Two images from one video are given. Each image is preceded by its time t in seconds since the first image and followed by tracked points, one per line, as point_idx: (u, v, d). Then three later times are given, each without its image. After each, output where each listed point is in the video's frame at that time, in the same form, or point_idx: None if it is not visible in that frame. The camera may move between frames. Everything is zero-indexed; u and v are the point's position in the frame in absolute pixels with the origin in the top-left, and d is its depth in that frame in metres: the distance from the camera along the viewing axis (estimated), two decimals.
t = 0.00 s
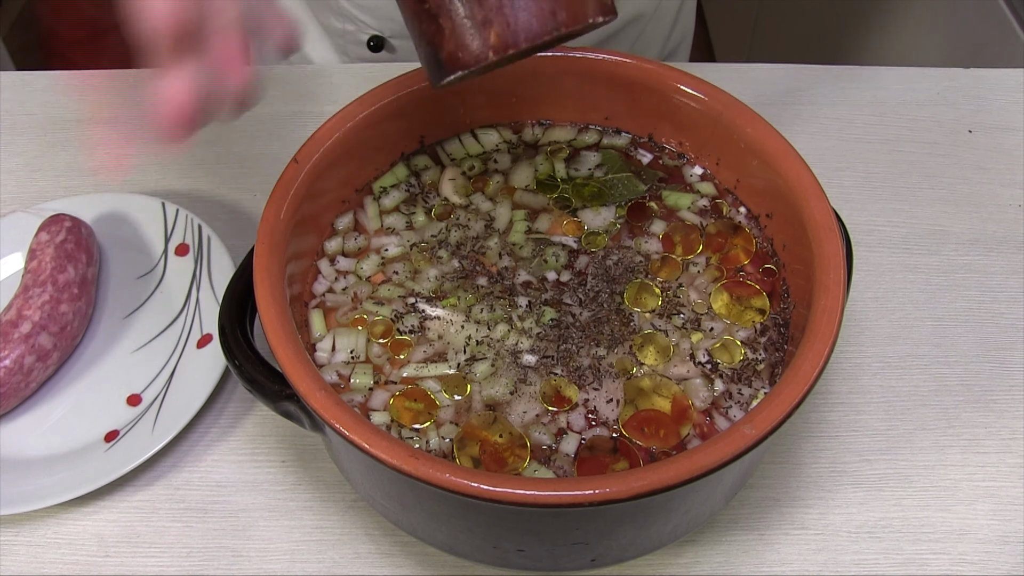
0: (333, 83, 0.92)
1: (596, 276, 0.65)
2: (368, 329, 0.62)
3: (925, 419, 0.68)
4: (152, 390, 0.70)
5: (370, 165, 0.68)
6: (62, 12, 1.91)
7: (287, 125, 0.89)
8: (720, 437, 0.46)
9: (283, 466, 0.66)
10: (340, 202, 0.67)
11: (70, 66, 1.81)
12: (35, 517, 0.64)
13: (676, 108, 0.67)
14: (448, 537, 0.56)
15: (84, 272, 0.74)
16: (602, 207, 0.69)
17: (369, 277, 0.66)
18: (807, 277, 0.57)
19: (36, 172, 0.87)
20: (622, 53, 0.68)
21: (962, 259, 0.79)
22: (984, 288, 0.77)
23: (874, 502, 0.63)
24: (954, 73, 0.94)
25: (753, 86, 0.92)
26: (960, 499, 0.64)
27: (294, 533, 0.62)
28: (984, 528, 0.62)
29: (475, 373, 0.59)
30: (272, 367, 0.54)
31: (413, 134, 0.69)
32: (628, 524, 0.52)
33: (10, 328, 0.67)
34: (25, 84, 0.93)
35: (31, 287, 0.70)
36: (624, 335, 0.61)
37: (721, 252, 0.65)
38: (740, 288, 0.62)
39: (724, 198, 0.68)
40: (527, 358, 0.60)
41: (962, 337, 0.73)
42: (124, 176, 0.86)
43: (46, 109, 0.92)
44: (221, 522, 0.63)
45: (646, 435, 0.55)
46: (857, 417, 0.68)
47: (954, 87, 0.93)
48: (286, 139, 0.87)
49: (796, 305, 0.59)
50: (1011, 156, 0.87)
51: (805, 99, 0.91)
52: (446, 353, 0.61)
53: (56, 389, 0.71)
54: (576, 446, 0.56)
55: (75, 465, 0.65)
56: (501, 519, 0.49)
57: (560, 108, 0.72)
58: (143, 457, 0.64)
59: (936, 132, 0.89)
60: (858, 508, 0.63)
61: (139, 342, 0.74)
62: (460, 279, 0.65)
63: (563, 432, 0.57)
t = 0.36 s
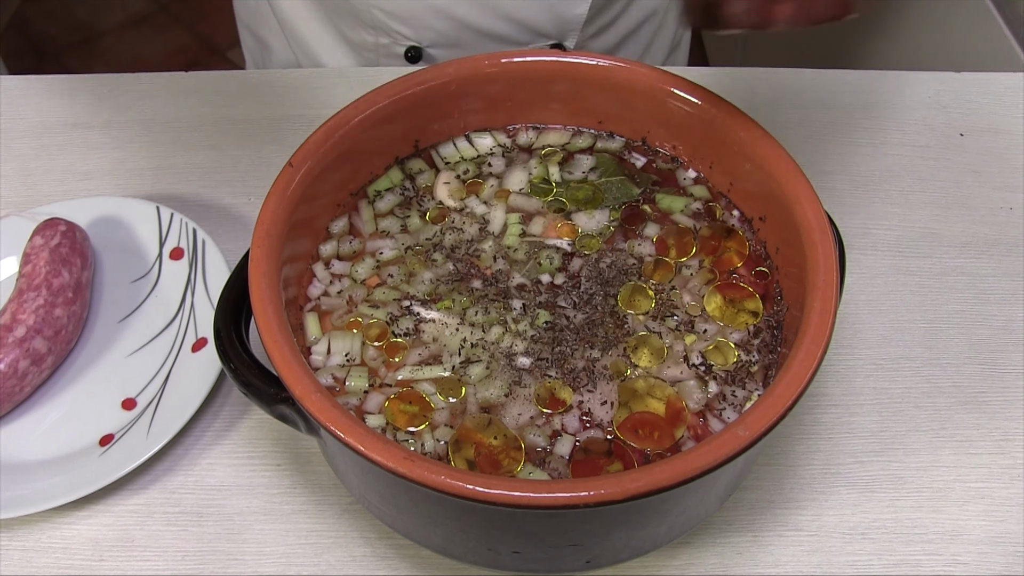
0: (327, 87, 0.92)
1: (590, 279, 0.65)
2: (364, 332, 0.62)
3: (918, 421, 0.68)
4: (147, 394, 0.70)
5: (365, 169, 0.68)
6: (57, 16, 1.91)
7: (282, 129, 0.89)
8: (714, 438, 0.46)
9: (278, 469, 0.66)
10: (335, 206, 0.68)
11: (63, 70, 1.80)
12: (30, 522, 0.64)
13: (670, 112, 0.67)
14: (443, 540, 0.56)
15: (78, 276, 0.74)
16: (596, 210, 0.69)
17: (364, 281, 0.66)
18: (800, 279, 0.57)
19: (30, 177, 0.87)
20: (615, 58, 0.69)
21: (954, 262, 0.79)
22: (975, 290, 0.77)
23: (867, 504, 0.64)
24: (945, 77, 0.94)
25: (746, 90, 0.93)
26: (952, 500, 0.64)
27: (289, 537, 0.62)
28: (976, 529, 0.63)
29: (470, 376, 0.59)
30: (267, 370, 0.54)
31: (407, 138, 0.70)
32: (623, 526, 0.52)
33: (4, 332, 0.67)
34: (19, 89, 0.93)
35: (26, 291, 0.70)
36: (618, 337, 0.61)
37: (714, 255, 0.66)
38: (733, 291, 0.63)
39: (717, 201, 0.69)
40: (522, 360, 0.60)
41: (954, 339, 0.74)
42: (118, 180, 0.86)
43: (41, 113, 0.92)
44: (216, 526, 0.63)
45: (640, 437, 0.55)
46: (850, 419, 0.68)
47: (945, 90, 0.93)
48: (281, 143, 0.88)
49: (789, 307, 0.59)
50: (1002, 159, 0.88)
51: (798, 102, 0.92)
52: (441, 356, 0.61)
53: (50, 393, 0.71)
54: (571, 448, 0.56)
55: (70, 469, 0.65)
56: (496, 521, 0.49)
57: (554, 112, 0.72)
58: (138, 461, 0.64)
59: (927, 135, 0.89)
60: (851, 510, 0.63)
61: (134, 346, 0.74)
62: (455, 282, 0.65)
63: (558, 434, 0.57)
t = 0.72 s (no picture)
0: (322, 90, 0.92)
1: (583, 280, 0.65)
2: (358, 333, 0.62)
3: (912, 421, 0.69)
4: (142, 396, 0.70)
5: (358, 171, 0.69)
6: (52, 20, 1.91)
7: (276, 131, 0.89)
8: (707, 438, 0.46)
9: (273, 471, 0.66)
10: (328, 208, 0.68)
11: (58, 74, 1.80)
12: (24, 524, 0.64)
13: (662, 113, 0.68)
14: (438, 540, 0.56)
15: (73, 279, 0.74)
16: (590, 211, 0.70)
17: (357, 282, 0.66)
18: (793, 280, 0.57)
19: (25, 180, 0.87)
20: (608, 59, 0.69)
21: (948, 263, 0.80)
22: (969, 291, 0.78)
23: (861, 504, 0.64)
24: (938, 79, 0.95)
25: (740, 91, 0.93)
26: (947, 500, 0.64)
27: (284, 538, 0.62)
28: (970, 528, 0.63)
29: (464, 377, 0.60)
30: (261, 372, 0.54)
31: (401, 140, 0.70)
32: (617, 526, 0.52)
33: None
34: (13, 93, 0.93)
35: (20, 293, 0.70)
36: (612, 338, 0.61)
37: (708, 256, 0.66)
38: (727, 291, 0.63)
39: (710, 202, 0.69)
40: (516, 361, 0.60)
41: (948, 340, 0.74)
42: (113, 183, 0.86)
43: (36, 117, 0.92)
44: (211, 528, 0.63)
45: (634, 438, 0.55)
46: (844, 419, 0.69)
47: (939, 92, 0.94)
48: (276, 146, 0.88)
49: (783, 307, 0.59)
50: (995, 159, 0.88)
51: (792, 104, 0.92)
52: (435, 357, 0.61)
53: (46, 395, 0.71)
54: (565, 449, 0.56)
55: (65, 472, 0.65)
56: (490, 522, 0.50)
57: (547, 114, 0.72)
58: (133, 463, 0.64)
59: (921, 137, 0.90)
60: (845, 510, 0.64)
61: (129, 348, 0.74)
62: (449, 283, 0.66)
63: (552, 434, 0.57)
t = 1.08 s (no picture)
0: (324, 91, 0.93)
1: (585, 282, 0.65)
2: (359, 334, 0.62)
3: (912, 424, 0.69)
4: (144, 396, 0.70)
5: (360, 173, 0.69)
6: (53, 22, 1.91)
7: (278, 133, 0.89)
8: (708, 440, 0.46)
9: (274, 472, 0.66)
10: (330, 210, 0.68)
11: (59, 75, 1.81)
12: (26, 524, 0.64)
13: (664, 117, 0.68)
14: (439, 542, 0.56)
15: (76, 279, 0.74)
16: (591, 214, 0.70)
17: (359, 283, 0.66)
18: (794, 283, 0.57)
19: (28, 181, 0.87)
20: (610, 62, 0.69)
21: (948, 266, 0.80)
22: (969, 294, 0.78)
23: (860, 507, 0.64)
24: (939, 83, 0.95)
25: (741, 94, 0.93)
26: (946, 503, 0.65)
27: (285, 539, 0.63)
28: (970, 531, 0.63)
29: (465, 379, 0.60)
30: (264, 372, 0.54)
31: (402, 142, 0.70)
32: (618, 528, 0.52)
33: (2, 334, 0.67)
34: (16, 93, 0.94)
35: (24, 293, 0.70)
36: (613, 340, 0.62)
37: (708, 258, 0.66)
38: (727, 294, 0.63)
39: (711, 205, 0.69)
40: (517, 363, 0.61)
41: (947, 342, 0.74)
42: (115, 184, 0.86)
43: (38, 118, 0.92)
44: (212, 528, 0.63)
45: (635, 439, 0.55)
46: (844, 422, 0.69)
47: (939, 96, 0.94)
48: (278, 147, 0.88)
49: (783, 310, 0.59)
50: (995, 163, 0.88)
51: (792, 107, 0.92)
52: (436, 358, 0.61)
53: (48, 396, 0.72)
54: (566, 450, 0.56)
55: (67, 471, 0.65)
56: (491, 523, 0.50)
57: (549, 116, 0.72)
58: (134, 463, 0.64)
59: (921, 140, 0.90)
60: (845, 512, 0.64)
61: (131, 349, 0.74)
62: (451, 285, 0.66)
63: (553, 436, 0.57)
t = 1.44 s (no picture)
0: (325, 93, 0.93)
1: (585, 284, 0.66)
2: (360, 336, 0.63)
3: (912, 426, 0.69)
4: (145, 398, 0.70)
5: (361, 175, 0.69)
6: (54, 24, 1.92)
7: (279, 135, 0.89)
8: (709, 442, 0.46)
9: (276, 473, 0.66)
10: (331, 212, 0.68)
11: (61, 77, 1.81)
12: (27, 525, 0.64)
13: (665, 119, 0.68)
14: (440, 543, 0.56)
15: (77, 281, 0.74)
16: (592, 216, 0.70)
17: (361, 286, 0.66)
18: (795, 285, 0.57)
19: (30, 183, 0.87)
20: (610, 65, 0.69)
21: (949, 268, 0.80)
22: (970, 296, 0.78)
23: (861, 509, 0.64)
24: (940, 86, 0.95)
25: (741, 97, 0.93)
26: (947, 505, 0.65)
27: (286, 541, 0.63)
28: (971, 533, 0.63)
29: (466, 381, 0.60)
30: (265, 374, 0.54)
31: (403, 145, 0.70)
32: (619, 530, 0.52)
33: (3, 336, 0.68)
34: (17, 95, 0.94)
35: (25, 295, 0.70)
36: (613, 342, 0.62)
37: (710, 261, 0.66)
38: (728, 296, 0.63)
39: (712, 207, 0.69)
40: (518, 365, 0.61)
41: (948, 345, 0.74)
42: (117, 186, 0.87)
43: (40, 120, 0.92)
44: (214, 529, 0.63)
45: (636, 441, 0.55)
46: (844, 424, 0.69)
47: (940, 98, 0.94)
48: (279, 149, 0.88)
49: (784, 312, 0.60)
50: (996, 166, 0.88)
51: (793, 109, 0.92)
52: (437, 360, 0.61)
53: (49, 397, 0.72)
54: (567, 452, 0.56)
55: (68, 473, 0.65)
56: (492, 525, 0.50)
57: (549, 119, 0.73)
58: (136, 465, 0.64)
59: (922, 142, 0.90)
60: (845, 514, 0.64)
61: (132, 351, 0.74)
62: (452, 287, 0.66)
63: (554, 438, 0.57)
